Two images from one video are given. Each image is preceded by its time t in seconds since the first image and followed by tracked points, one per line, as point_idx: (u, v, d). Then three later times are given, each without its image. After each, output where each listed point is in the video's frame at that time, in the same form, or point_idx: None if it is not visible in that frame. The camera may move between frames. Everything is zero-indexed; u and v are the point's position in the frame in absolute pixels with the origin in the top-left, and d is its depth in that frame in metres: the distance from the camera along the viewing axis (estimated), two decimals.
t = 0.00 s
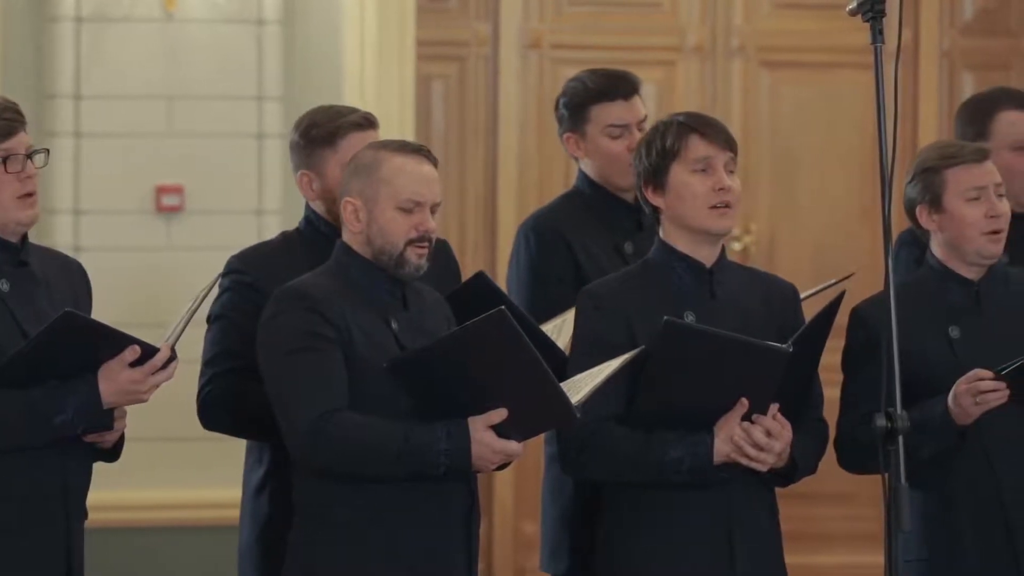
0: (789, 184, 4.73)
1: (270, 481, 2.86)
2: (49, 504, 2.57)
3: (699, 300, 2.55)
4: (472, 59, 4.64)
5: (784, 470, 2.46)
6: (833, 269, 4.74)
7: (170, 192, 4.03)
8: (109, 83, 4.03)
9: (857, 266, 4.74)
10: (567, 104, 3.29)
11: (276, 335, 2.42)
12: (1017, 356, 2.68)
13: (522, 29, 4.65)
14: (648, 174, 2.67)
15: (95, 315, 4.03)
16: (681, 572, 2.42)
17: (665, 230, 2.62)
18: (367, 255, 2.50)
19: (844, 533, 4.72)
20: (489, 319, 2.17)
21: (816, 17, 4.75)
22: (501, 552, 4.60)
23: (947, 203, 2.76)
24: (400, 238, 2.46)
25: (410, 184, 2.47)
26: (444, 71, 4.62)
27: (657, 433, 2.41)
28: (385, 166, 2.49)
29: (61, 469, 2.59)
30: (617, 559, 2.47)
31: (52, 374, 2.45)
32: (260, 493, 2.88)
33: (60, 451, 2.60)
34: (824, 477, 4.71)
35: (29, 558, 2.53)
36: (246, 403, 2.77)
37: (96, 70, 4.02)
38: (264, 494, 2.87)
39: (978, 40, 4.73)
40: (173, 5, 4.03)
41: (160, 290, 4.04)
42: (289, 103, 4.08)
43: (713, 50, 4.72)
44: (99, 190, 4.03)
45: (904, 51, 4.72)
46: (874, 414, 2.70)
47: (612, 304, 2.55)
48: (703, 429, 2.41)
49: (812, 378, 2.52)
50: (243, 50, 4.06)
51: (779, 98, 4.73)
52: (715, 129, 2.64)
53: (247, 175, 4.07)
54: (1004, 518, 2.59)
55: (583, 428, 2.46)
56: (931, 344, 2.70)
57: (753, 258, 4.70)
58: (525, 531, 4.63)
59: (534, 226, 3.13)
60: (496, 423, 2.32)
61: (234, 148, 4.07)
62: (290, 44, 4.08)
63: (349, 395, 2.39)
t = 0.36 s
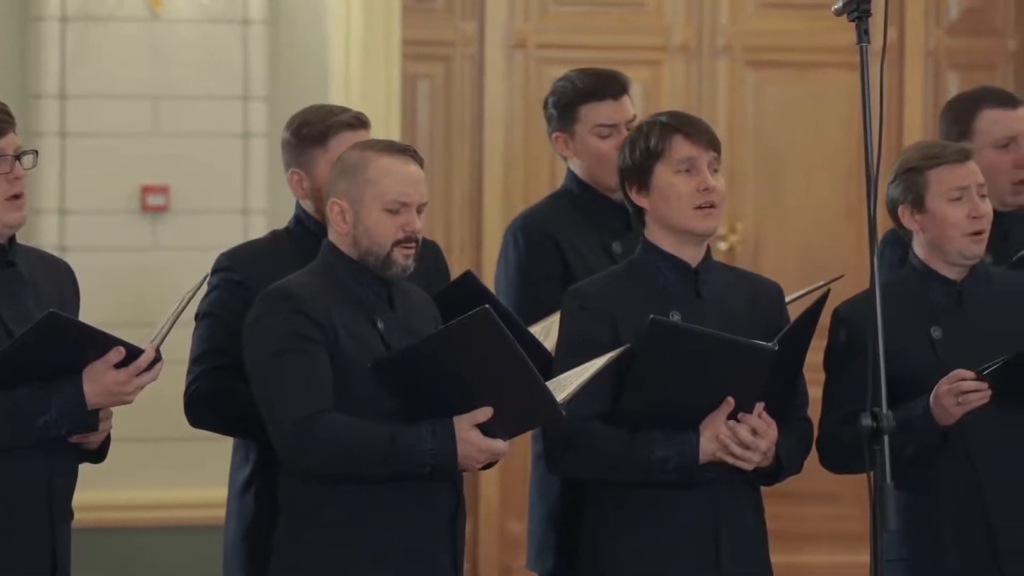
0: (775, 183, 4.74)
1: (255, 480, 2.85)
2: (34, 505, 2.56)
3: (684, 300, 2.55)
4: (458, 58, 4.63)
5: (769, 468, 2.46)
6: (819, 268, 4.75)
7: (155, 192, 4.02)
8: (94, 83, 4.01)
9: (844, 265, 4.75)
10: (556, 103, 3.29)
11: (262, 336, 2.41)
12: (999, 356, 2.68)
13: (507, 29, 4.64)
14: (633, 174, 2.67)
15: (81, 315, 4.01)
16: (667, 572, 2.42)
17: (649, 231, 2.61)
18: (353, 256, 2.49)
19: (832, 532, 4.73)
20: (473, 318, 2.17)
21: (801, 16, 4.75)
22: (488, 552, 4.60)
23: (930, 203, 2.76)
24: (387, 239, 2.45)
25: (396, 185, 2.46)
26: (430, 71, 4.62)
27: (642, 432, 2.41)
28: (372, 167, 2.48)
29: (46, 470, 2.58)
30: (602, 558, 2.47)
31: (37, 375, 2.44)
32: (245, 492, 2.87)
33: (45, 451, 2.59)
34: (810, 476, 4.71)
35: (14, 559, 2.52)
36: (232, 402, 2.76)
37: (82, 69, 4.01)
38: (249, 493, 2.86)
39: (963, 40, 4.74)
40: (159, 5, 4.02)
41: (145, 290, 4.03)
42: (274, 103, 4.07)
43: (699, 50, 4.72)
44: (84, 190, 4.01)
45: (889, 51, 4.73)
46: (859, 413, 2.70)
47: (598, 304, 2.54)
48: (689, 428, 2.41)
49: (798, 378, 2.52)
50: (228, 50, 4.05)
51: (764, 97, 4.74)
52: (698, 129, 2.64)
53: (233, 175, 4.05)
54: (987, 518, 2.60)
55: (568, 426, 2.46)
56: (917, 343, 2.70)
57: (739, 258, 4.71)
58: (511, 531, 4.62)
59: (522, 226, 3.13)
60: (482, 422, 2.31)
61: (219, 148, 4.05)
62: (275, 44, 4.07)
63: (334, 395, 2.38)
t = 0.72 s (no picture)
0: (759, 183, 4.74)
1: (239, 479, 2.85)
2: (17, 504, 2.55)
3: (666, 300, 2.55)
4: (441, 58, 4.63)
5: (752, 467, 2.46)
6: (803, 267, 4.76)
7: (138, 191, 4.01)
8: (78, 82, 4.00)
9: (826, 264, 4.76)
10: (542, 103, 3.29)
11: (245, 336, 2.41)
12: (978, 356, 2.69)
13: (491, 29, 4.64)
14: (616, 176, 2.67)
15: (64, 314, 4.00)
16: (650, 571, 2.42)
17: (633, 231, 2.61)
18: (337, 256, 2.48)
19: (814, 531, 4.74)
20: (456, 319, 2.17)
21: (785, 16, 4.76)
22: (470, 552, 4.59)
23: (907, 205, 2.77)
24: (372, 239, 2.45)
25: (380, 185, 2.46)
26: (414, 70, 4.61)
27: (625, 431, 2.41)
28: (356, 167, 2.48)
29: (29, 470, 2.57)
30: (586, 557, 2.47)
31: (21, 375, 2.43)
32: (229, 491, 2.86)
33: (28, 452, 2.58)
34: (793, 475, 4.72)
35: None
36: (215, 401, 2.75)
37: (65, 69, 3.99)
38: (233, 492, 2.86)
39: (946, 40, 4.75)
40: (143, 4, 4.01)
41: (129, 289, 4.01)
42: (258, 103, 4.06)
43: (682, 49, 4.73)
44: (68, 189, 4.00)
45: (872, 50, 4.74)
46: (842, 412, 2.70)
47: (581, 304, 2.54)
48: (672, 427, 2.41)
49: (779, 378, 2.53)
50: (211, 49, 4.04)
51: (748, 97, 4.74)
52: (680, 129, 2.65)
53: (216, 174, 4.04)
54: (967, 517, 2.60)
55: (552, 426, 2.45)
56: (900, 342, 2.71)
57: (722, 258, 4.71)
58: (495, 530, 4.62)
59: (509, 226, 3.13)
60: (465, 423, 2.31)
61: (203, 148, 4.04)
62: (258, 44, 4.06)
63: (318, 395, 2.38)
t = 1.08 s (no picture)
0: (744, 182, 4.74)
1: (226, 475, 2.84)
2: None
3: (649, 300, 2.55)
4: (426, 57, 4.63)
5: (735, 466, 2.46)
6: (788, 266, 4.76)
7: (123, 190, 4.00)
8: (62, 81, 3.99)
9: (811, 263, 4.77)
10: (529, 102, 3.28)
11: (228, 336, 2.40)
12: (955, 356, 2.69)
13: (475, 28, 4.64)
14: (599, 177, 2.68)
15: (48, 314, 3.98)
16: (633, 571, 2.42)
17: (616, 232, 2.61)
18: (322, 256, 2.48)
19: (795, 530, 4.75)
20: (440, 319, 2.17)
21: (770, 15, 4.76)
22: (454, 552, 4.59)
23: (878, 209, 2.76)
24: (357, 239, 2.44)
25: (365, 185, 2.45)
26: (399, 69, 4.61)
27: (608, 432, 2.41)
28: (341, 166, 2.47)
29: (13, 470, 2.56)
30: (571, 555, 2.47)
31: (5, 374, 2.41)
32: (215, 489, 2.85)
33: (11, 452, 2.57)
34: (777, 474, 4.73)
35: None
36: (198, 399, 2.74)
37: (50, 67, 3.98)
38: (217, 491, 2.85)
39: (930, 40, 4.76)
40: (127, 4, 4.00)
41: (113, 289, 4.00)
42: (242, 102, 4.05)
43: (667, 48, 4.73)
44: (52, 189, 3.98)
45: (857, 49, 4.74)
46: (826, 411, 2.70)
47: (565, 304, 2.54)
48: (655, 426, 2.41)
49: (763, 377, 2.53)
50: (196, 49, 4.03)
51: (733, 97, 4.75)
52: (664, 130, 2.65)
53: (200, 174, 4.03)
54: (948, 514, 2.61)
55: (536, 426, 2.45)
56: (882, 343, 2.71)
57: (707, 258, 4.72)
58: (479, 529, 4.62)
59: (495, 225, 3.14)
60: (449, 423, 2.30)
61: (187, 147, 4.03)
62: (243, 43, 4.05)
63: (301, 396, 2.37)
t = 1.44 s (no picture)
0: (729, 181, 4.75)
1: (211, 475, 2.83)
2: None
3: (632, 299, 2.55)
4: (409, 56, 4.62)
5: (718, 465, 2.47)
6: (772, 266, 4.76)
7: (106, 190, 3.98)
8: (45, 80, 3.98)
9: (796, 261, 4.76)
10: (515, 102, 3.28)
11: (211, 335, 2.39)
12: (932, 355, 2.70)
13: (459, 28, 4.64)
14: (581, 177, 2.68)
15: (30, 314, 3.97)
16: (615, 569, 2.42)
17: (598, 232, 2.61)
18: (307, 256, 2.47)
19: (776, 530, 4.75)
20: (423, 321, 2.16)
21: (753, 15, 4.76)
22: (438, 551, 4.58)
23: (849, 210, 2.77)
24: (341, 240, 2.44)
25: (347, 184, 2.45)
26: (382, 69, 4.61)
27: (592, 432, 2.41)
28: (323, 166, 2.47)
29: None
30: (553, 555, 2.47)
31: None
32: (202, 486, 2.84)
33: None
34: (759, 473, 4.73)
35: None
36: (184, 396, 2.73)
37: (32, 67, 3.97)
38: (205, 490, 2.84)
39: (913, 39, 4.77)
40: (110, 3, 3.98)
41: (96, 289, 3.98)
42: (226, 101, 4.03)
43: (651, 48, 4.73)
44: (35, 188, 3.97)
45: (841, 49, 4.75)
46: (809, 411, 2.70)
47: (547, 304, 2.53)
48: (639, 426, 2.41)
49: (745, 376, 2.53)
50: (179, 48, 4.01)
51: (717, 96, 4.75)
52: (646, 130, 2.64)
53: (184, 173, 4.02)
54: (926, 515, 2.61)
55: (521, 426, 2.45)
56: (865, 343, 2.71)
57: (691, 258, 4.73)
58: (462, 529, 4.62)
59: (481, 225, 3.13)
60: (432, 425, 2.30)
61: (170, 146, 4.02)
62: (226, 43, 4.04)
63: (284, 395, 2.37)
